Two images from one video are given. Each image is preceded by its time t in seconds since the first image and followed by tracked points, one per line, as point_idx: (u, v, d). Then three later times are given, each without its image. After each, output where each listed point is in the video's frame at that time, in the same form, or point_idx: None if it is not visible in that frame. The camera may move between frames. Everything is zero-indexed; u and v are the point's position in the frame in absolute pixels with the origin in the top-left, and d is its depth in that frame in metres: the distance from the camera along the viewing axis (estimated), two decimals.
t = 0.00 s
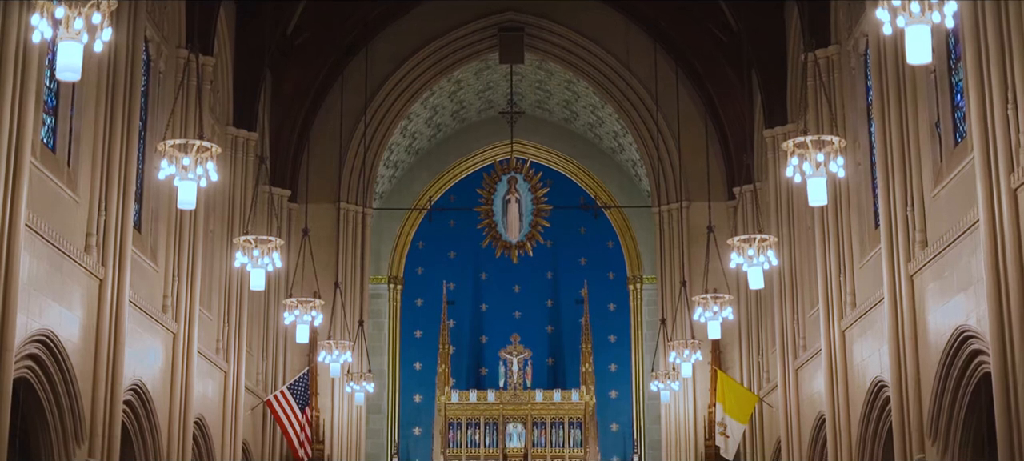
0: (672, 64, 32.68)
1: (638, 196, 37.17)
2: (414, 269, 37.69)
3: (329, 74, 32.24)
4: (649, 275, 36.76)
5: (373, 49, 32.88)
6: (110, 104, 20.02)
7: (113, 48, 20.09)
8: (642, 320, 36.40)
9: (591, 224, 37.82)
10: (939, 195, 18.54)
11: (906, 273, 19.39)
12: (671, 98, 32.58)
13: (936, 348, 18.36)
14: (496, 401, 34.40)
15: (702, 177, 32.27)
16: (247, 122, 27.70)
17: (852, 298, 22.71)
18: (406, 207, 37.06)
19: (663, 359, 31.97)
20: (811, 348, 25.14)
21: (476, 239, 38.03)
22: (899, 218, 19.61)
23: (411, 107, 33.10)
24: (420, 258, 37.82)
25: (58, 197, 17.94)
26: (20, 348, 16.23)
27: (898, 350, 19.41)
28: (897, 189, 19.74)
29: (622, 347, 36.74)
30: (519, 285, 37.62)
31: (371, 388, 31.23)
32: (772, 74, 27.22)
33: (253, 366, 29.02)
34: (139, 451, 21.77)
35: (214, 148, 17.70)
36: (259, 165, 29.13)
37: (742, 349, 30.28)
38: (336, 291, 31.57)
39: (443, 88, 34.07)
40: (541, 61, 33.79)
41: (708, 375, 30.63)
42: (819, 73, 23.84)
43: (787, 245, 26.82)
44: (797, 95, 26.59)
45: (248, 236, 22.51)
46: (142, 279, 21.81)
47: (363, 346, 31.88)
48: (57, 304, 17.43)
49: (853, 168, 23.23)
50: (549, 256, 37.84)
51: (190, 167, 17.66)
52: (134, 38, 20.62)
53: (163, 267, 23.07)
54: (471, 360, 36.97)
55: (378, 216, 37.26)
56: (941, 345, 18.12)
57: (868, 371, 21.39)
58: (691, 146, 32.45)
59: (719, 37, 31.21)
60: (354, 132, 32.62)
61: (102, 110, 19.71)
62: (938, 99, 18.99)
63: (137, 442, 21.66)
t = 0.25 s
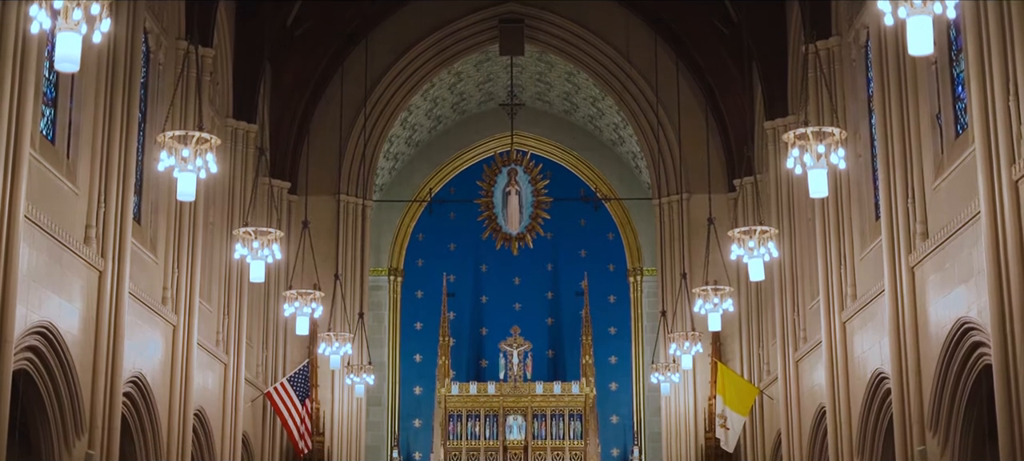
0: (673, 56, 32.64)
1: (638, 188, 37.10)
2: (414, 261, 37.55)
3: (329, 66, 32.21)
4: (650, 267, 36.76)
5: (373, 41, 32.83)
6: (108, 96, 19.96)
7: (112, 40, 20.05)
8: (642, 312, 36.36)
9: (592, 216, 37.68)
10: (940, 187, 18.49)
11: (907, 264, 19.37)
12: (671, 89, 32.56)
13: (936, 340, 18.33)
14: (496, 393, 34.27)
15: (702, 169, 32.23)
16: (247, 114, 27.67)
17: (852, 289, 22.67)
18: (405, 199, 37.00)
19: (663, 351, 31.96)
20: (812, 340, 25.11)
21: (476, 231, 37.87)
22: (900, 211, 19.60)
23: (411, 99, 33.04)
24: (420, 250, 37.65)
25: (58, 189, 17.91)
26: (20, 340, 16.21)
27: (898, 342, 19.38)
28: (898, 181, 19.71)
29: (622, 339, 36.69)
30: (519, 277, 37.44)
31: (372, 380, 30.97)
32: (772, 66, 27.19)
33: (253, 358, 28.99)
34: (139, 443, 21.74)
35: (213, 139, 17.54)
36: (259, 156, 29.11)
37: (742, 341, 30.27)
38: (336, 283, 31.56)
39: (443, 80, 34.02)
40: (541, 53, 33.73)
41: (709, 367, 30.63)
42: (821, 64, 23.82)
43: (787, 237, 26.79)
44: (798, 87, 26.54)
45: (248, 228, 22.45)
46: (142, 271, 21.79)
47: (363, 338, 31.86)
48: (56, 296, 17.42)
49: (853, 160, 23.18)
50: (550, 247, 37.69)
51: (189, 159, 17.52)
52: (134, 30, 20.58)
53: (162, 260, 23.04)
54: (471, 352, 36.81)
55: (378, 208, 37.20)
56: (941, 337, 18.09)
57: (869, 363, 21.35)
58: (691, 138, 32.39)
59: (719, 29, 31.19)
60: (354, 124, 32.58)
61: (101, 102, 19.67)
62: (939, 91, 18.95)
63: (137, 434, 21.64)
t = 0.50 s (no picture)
0: (673, 48, 32.59)
1: (639, 180, 36.96)
2: (414, 253, 37.29)
3: (329, 58, 32.16)
4: (650, 260, 36.44)
5: (373, 33, 32.78)
6: (107, 88, 19.91)
7: (112, 32, 20.02)
8: (642, 304, 36.07)
9: (592, 208, 37.41)
10: (942, 179, 18.45)
11: (907, 257, 19.37)
12: (672, 80, 32.52)
13: (937, 332, 18.30)
14: (496, 385, 34.22)
15: (703, 161, 32.17)
16: (247, 106, 27.66)
17: (852, 281, 22.63)
18: (406, 191, 36.88)
19: (663, 343, 31.94)
20: (813, 331, 25.08)
21: (476, 223, 37.61)
22: (901, 202, 19.59)
23: (411, 91, 32.98)
24: (420, 242, 37.39)
25: (57, 181, 17.87)
26: (19, 332, 16.20)
27: (899, 335, 19.32)
28: (899, 172, 19.68)
29: (623, 332, 36.43)
30: (519, 269, 37.13)
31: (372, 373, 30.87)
32: (773, 58, 27.17)
33: (253, 350, 28.97)
34: (139, 435, 21.74)
35: (213, 131, 17.40)
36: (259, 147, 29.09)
37: (743, 333, 30.25)
38: (336, 275, 31.53)
39: (443, 72, 33.94)
40: (541, 45, 33.65)
41: (710, 359, 30.65)
42: (821, 56, 23.83)
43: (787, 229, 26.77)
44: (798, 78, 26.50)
45: (248, 220, 22.40)
46: (142, 263, 21.78)
47: (363, 330, 31.85)
48: (56, 288, 17.39)
49: (855, 152, 23.15)
50: (550, 239, 37.38)
51: (188, 150, 17.42)
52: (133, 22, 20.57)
53: (162, 252, 23.02)
54: (471, 344, 36.54)
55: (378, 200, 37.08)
56: (942, 329, 18.05)
57: (870, 355, 21.32)
58: (692, 130, 32.31)
59: (720, 21, 31.16)
60: (354, 116, 32.51)
61: (101, 94, 19.65)
62: (940, 82, 18.92)
63: (137, 426, 21.63)
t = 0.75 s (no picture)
0: (673, 40, 32.54)
1: (639, 171, 36.81)
2: (414, 245, 37.18)
3: (329, 49, 32.12)
4: (650, 252, 36.36)
5: (373, 25, 32.73)
6: (107, 80, 19.87)
7: (111, 24, 19.98)
8: (642, 296, 35.97)
9: (592, 200, 37.28)
10: (942, 171, 18.43)
11: (908, 249, 19.34)
12: (672, 71, 32.46)
13: (938, 324, 18.27)
14: (497, 377, 34.05)
15: (703, 153, 32.15)
16: (246, 98, 27.62)
17: (853, 273, 22.60)
18: (406, 183, 36.77)
19: (664, 335, 31.92)
20: (813, 323, 25.05)
21: (476, 215, 37.50)
22: (901, 194, 19.58)
23: (411, 83, 32.93)
24: (420, 234, 37.29)
25: (56, 174, 17.84)
26: (18, 324, 16.17)
27: (899, 327, 19.30)
28: (900, 164, 19.66)
29: (623, 324, 36.25)
30: (519, 261, 37.05)
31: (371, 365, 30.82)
32: (773, 49, 27.13)
33: (253, 342, 28.95)
34: (139, 428, 21.72)
35: (213, 122, 17.29)
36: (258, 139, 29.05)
37: (743, 326, 30.22)
38: (336, 267, 31.51)
39: (443, 64, 33.89)
40: (541, 37, 33.58)
41: (710, 351, 30.60)
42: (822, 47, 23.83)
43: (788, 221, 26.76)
44: (799, 70, 26.45)
45: (248, 212, 22.33)
46: (141, 255, 21.77)
47: (363, 323, 31.82)
48: (55, 280, 17.35)
49: (855, 144, 23.12)
50: (550, 231, 37.27)
51: (187, 141, 17.29)
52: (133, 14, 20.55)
53: (161, 244, 22.99)
54: (471, 336, 36.45)
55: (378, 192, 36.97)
56: (943, 320, 18.02)
57: (870, 347, 21.30)
58: (693, 123, 32.28)
59: (721, 13, 31.12)
60: (354, 107, 32.47)
61: (100, 86, 19.62)
62: (941, 73, 18.87)
63: (137, 418, 21.61)
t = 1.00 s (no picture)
0: (673, 32, 32.51)
1: (639, 163, 36.65)
2: (414, 237, 36.86)
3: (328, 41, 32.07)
4: (651, 243, 36.12)
5: (373, 16, 32.68)
6: (107, 71, 19.83)
7: (111, 15, 19.93)
8: (643, 288, 35.74)
9: (592, 192, 36.95)
10: (943, 163, 18.38)
11: (909, 240, 19.31)
12: (673, 63, 32.43)
13: (938, 315, 18.24)
14: (497, 369, 33.97)
15: (704, 145, 32.12)
16: (246, 90, 27.58)
17: (853, 264, 22.57)
18: (406, 175, 36.57)
19: (664, 327, 31.89)
20: (814, 315, 25.03)
21: (476, 208, 37.23)
22: (902, 185, 19.54)
23: (411, 75, 32.86)
24: (420, 226, 36.97)
25: (55, 165, 17.81)
26: (17, 316, 16.15)
27: (900, 319, 19.28)
28: (900, 156, 19.63)
29: (624, 315, 36.02)
30: (519, 253, 36.73)
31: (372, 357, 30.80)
32: (773, 40, 27.08)
33: (253, 334, 28.94)
34: (139, 420, 21.72)
35: (212, 114, 17.16)
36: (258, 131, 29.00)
37: (744, 317, 30.20)
38: (336, 259, 31.48)
39: (443, 55, 33.80)
40: (541, 28, 33.49)
41: (711, 345, 30.69)
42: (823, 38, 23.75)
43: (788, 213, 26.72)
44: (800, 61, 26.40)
45: (247, 203, 22.27)
46: (141, 247, 21.74)
47: (363, 314, 31.79)
48: (54, 272, 17.32)
49: (856, 135, 23.08)
50: (551, 223, 36.98)
51: (187, 133, 17.15)
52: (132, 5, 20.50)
53: (161, 236, 22.95)
54: (471, 329, 36.18)
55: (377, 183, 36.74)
56: (944, 312, 17.99)
57: (870, 339, 21.29)
58: (693, 115, 32.25)
59: (721, 5, 31.07)
60: (354, 99, 32.42)
61: (100, 77, 19.58)
62: (942, 64, 18.82)
63: (137, 409, 21.62)
